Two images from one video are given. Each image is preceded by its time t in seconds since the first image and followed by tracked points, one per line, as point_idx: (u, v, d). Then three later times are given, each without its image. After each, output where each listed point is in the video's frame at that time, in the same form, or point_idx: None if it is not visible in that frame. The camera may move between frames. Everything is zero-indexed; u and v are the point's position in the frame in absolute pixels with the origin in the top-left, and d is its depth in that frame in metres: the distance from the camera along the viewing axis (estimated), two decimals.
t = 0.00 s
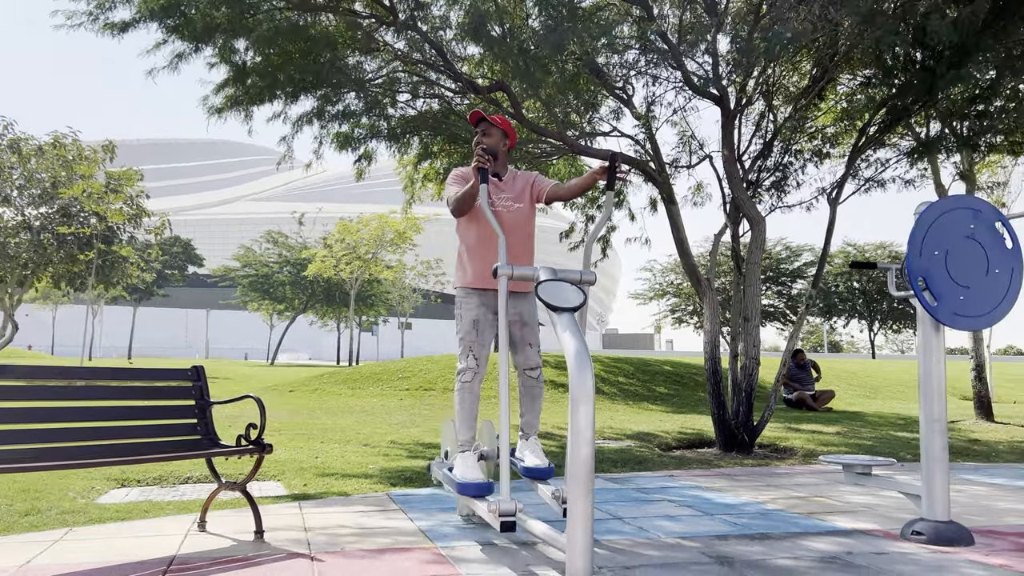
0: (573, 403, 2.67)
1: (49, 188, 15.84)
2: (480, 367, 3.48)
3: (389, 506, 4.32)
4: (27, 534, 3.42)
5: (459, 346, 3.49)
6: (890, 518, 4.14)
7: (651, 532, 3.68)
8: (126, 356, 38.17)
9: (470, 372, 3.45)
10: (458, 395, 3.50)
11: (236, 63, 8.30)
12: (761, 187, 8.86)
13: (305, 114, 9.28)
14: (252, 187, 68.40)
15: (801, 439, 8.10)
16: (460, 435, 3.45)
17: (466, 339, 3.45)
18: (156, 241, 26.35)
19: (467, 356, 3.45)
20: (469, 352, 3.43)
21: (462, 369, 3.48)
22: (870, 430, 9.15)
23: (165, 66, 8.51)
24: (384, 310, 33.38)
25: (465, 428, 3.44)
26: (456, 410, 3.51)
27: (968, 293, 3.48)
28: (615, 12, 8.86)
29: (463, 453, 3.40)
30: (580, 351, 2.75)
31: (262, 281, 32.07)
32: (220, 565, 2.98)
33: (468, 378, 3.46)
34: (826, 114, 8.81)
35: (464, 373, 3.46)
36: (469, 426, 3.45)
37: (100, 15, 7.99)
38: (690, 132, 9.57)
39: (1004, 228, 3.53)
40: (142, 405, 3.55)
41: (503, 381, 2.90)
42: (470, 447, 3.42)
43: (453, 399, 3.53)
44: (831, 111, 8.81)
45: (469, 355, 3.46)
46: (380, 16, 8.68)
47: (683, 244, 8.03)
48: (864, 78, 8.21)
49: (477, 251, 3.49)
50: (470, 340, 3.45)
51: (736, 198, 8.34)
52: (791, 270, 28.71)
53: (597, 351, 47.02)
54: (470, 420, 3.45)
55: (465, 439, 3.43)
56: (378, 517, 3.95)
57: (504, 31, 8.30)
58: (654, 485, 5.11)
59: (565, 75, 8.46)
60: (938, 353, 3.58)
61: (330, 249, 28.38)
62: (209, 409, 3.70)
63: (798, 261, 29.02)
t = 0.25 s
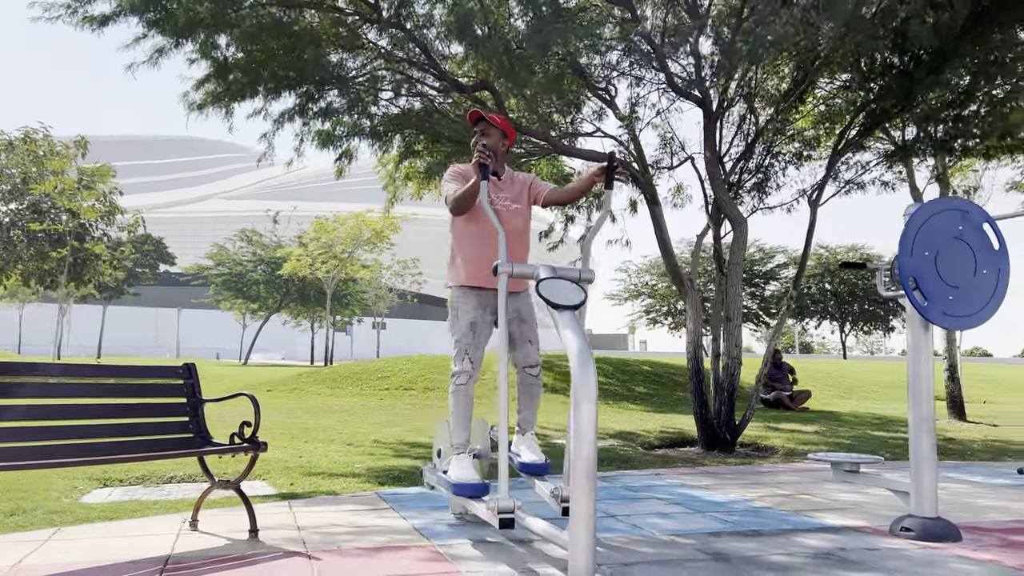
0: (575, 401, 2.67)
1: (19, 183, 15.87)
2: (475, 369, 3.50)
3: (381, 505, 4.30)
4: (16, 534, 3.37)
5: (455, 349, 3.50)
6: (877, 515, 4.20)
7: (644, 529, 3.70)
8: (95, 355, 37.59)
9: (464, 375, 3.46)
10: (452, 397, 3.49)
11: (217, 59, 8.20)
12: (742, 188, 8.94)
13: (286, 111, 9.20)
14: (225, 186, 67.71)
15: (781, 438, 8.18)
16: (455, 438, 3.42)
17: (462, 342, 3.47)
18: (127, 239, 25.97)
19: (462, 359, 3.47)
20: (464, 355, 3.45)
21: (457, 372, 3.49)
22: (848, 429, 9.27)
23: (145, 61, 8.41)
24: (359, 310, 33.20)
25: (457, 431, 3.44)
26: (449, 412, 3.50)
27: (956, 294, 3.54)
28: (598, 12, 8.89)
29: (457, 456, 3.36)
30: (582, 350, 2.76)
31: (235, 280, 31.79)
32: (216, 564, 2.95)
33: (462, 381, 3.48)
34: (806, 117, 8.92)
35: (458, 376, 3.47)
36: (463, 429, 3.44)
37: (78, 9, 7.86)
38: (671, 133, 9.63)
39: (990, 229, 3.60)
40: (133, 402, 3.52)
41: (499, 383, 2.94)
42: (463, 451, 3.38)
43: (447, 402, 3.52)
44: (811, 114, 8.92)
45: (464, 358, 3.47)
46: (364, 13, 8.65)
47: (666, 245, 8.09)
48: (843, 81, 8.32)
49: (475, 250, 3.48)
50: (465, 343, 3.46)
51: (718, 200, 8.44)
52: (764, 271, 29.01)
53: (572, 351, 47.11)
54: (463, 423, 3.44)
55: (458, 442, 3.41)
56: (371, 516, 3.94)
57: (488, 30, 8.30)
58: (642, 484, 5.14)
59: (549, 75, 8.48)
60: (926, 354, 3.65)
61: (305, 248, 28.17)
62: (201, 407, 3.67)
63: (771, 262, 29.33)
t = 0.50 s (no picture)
0: (580, 400, 2.69)
1: None
2: (466, 376, 3.49)
3: (373, 504, 4.29)
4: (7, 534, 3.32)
5: (446, 359, 3.46)
6: (864, 512, 4.28)
7: (639, 527, 3.73)
8: (63, 355, 36.98)
9: (455, 382, 3.44)
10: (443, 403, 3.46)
11: (198, 55, 8.14)
12: (724, 190, 9.03)
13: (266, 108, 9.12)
14: (196, 184, 66.94)
15: (762, 438, 8.27)
16: (444, 442, 3.39)
17: (455, 351, 3.44)
18: (98, 236, 25.57)
19: (454, 368, 3.45)
20: (458, 362, 3.43)
21: (448, 379, 3.47)
22: (826, 429, 9.40)
23: (125, 57, 8.31)
24: (333, 310, 33.02)
25: (448, 437, 3.40)
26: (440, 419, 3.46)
27: (946, 294, 3.61)
28: (582, 13, 8.92)
29: (447, 457, 3.36)
30: (585, 349, 2.79)
31: (208, 279, 31.43)
32: (216, 564, 2.94)
33: (454, 387, 3.45)
34: (787, 120, 9.04)
35: (449, 383, 3.45)
36: (454, 430, 3.40)
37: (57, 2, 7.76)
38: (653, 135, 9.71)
39: (977, 231, 3.69)
40: (127, 401, 3.48)
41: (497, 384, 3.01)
42: (453, 453, 3.37)
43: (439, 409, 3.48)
44: (792, 117, 9.04)
45: (456, 366, 3.45)
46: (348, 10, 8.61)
47: (649, 246, 8.15)
48: (824, 85, 8.44)
49: (467, 255, 3.44)
50: (458, 352, 3.44)
51: (701, 202, 8.52)
52: (738, 273, 29.28)
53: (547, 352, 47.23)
54: (453, 425, 3.40)
55: (449, 444, 3.37)
56: (365, 515, 3.93)
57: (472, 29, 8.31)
58: (630, 482, 5.18)
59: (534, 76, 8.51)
60: (914, 354, 3.73)
61: (280, 247, 27.94)
62: (195, 406, 3.64)
63: (744, 264, 29.62)
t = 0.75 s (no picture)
0: (585, 399, 2.71)
1: None
2: (464, 372, 3.49)
3: (366, 505, 4.29)
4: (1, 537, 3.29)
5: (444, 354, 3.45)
6: (851, 510, 4.35)
7: (634, 526, 3.77)
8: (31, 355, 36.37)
9: (454, 376, 3.45)
10: (441, 398, 3.47)
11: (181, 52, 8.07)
12: (707, 193, 9.11)
13: (249, 106, 9.05)
14: (168, 182, 66.15)
15: (744, 438, 8.37)
16: (439, 436, 3.40)
17: (457, 348, 3.43)
18: (69, 234, 25.17)
19: (454, 364, 3.44)
20: (457, 359, 3.42)
21: (447, 373, 3.48)
22: (805, 429, 9.52)
23: (106, 54, 8.21)
24: (308, 310, 32.80)
25: (443, 430, 3.41)
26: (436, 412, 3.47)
27: (934, 297, 3.69)
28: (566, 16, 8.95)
29: (439, 451, 3.37)
30: (590, 349, 2.81)
31: (181, 278, 31.03)
32: (218, 565, 2.93)
33: (452, 382, 3.46)
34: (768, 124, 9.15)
35: (448, 377, 3.47)
36: (450, 426, 3.41)
37: None
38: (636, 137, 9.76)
39: (964, 235, 3.77)
40: (123, 401, 3.46)
41: (493, 380, 3.05)
42: (447, 446, 3.39)
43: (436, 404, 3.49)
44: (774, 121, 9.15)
45: (455, 363, 3.44)
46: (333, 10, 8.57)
47: (633, 247, 8.20)
48: (805, 89, 8.56)
49: (471, 253, 3.45)
50: (460, 349, 3.43)
51: (684, 204, 8.59)
52: (713, 274, 29.52)
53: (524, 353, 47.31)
54: (450, 421, 3.41)
55: (443, 437, 3.39)
56: (360, 516, 3.93)
57: (458, 29, 8.31)
58: (619, 482, 5.22)
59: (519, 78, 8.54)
60: (903, 355, 3.80)
61: (255, 246, 27.70)
62: (192, 406, 3.62)
63: (720, 266, 29.87)
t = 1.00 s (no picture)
0: (591, 401, 2.76)
1: None
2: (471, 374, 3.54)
3: (362, 507, 4.30)
4: None
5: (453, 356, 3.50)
6: (840, 510, 4.44)
7: (631, 527, 3.82)
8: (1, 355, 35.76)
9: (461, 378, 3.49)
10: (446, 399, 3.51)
11: (165, 51, 8.02)
12: (691, 196, 9.20)
13: (233, 106, 9.00)
14: (141, 180, 65.37)
15: (727, 439, 8.47)
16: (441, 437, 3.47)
17: (465, 349, 3.48)
18: (41, 233, 24.79)
19: (462, 365, 3.49)
20: (466, 360, 3.47)
21: (453, 374, 3.51)
22: (785, 429, 9.66)
23: (89, 52, 8.13)
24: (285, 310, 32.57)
25: (446, 430, 3.47)
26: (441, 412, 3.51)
27: (924, 301, 3.79)
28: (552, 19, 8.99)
29: (441, 451, 3.44)
30: (595, 353, 2.85)
31: (156, 278, 30.65)
32: (224, 568, 2.94)
33: (460, 384, 3.50)
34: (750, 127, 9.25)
35: (455, 379, 3.50)
36: (454, 427, 3.47)
37: None
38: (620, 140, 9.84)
39: (952, 242, 3.87)
40: (123, 405, 3.45)
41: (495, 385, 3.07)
42: (448, 447, 3.45)
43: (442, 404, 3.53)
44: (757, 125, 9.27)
45: (463, 363, 3.50)
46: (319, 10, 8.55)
47: (619, 250, 8.26)
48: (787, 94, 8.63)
49: (480, 256, 3.48)
50: (468, 349, 3.48)
51: (669, 207, 8.67)
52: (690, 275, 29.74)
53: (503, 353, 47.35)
54: (454, 422, 3.46)
55: (445, 437, 3.46)
56: (358, 518, 3.95)
57: (446, 31, 8.34)
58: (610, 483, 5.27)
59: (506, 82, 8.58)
60: (893, 358, 3.89)
61: (232, 246, 27.46)
62: (191, 409, 3.61)
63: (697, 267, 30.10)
